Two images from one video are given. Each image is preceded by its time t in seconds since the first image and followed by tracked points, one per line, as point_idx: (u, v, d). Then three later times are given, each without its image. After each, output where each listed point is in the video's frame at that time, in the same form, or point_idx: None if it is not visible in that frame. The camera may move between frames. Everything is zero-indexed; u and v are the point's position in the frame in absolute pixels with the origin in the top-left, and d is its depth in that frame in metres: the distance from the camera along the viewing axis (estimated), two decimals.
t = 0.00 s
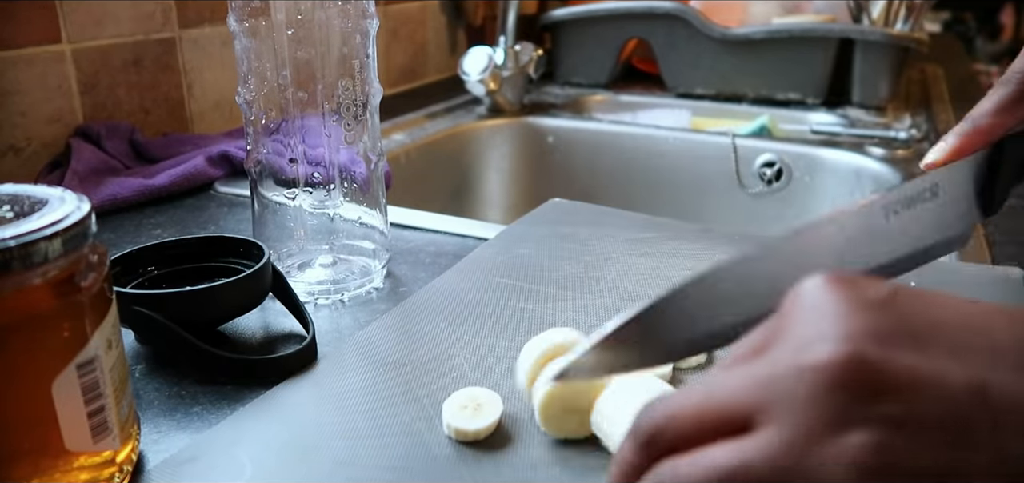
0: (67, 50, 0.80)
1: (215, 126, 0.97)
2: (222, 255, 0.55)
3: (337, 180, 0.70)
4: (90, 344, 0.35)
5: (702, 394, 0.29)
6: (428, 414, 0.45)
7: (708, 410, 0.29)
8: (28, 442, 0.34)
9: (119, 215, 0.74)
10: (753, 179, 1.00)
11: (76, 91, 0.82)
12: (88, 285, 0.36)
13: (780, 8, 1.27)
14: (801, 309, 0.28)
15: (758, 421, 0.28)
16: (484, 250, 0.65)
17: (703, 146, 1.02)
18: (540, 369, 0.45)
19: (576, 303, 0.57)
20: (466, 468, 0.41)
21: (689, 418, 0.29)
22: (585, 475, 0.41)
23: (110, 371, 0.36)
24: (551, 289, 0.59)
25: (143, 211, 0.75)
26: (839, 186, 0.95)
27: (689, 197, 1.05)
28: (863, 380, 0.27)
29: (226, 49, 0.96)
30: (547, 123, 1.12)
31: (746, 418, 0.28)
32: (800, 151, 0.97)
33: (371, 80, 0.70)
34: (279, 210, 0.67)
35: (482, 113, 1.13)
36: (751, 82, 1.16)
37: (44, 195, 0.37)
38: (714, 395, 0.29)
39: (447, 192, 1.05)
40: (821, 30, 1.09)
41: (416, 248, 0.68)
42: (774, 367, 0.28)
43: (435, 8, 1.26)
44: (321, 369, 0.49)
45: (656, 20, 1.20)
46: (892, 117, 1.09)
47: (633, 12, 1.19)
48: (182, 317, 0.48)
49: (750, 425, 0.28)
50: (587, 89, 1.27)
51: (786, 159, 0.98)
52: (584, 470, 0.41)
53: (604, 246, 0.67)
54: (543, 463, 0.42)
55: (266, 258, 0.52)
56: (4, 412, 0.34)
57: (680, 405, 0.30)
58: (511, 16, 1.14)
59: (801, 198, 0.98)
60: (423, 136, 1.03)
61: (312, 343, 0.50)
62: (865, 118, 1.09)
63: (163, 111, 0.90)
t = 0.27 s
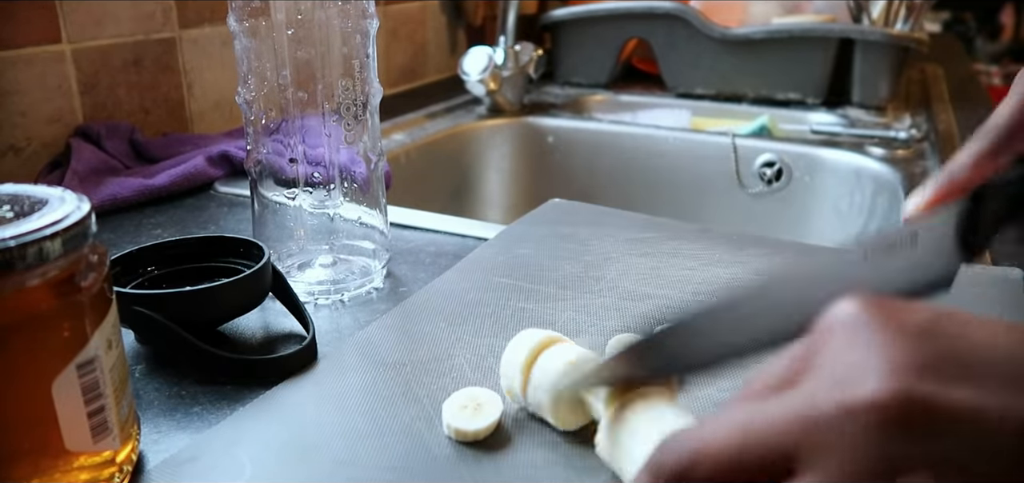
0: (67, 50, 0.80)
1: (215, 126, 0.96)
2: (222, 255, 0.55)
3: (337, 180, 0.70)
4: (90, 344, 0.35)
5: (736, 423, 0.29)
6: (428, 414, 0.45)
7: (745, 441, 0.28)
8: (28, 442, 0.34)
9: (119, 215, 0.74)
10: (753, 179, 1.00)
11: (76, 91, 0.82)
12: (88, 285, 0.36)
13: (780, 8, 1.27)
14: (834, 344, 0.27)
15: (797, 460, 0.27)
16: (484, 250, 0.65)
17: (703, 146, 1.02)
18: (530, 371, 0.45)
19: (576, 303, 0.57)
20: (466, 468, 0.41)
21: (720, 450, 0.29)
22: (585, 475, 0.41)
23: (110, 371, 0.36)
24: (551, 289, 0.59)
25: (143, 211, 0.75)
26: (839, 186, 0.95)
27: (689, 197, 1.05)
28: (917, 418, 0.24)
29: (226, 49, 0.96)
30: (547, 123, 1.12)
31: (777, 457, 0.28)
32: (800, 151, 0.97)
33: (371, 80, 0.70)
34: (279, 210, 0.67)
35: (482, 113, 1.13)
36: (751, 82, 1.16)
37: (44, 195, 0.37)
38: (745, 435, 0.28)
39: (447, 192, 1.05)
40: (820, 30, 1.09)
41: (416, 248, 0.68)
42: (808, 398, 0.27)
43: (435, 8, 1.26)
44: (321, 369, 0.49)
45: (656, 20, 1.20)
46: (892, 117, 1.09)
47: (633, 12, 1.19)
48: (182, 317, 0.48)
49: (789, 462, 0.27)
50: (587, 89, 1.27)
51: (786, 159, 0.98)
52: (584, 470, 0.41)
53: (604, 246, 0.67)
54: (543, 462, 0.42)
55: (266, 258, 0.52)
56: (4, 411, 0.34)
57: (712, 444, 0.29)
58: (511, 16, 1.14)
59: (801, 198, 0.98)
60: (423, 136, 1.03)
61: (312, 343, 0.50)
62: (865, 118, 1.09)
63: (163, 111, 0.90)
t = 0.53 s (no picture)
0: (67, 50, 0.80)
1: (215, 126, 0.96)
2: (222, 255, 0.55)
3: (337, 180, 0.70)
4: (90, 344, 0.35)
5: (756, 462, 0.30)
6: (428, 414, 0.45)
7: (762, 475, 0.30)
8: (28, 442, 0.34)
9: (119, 215, 0.74)
10: (753, 179, 1.00)
11: (76, 91, 0.82)
12: (88, 285, 0.36)
13: (780, 8, 1.27)
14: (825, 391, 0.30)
15: None
16: (484, 250, 0.65)
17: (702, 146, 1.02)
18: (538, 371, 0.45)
19: (576, 303, 0.57)
20: (466, 467, 0.41)
21: None
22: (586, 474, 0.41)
23: (110, 371, 0.36)
24: (550, 289, 0.59)
25: (143, 211, 0.75)
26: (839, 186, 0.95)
27: (689, 197, 1.05)
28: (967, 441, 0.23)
29: (226, 50, 0.96)
30: (547, 123, 1.12)
31: None
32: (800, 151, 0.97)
33: (371, 80, 0.70)
34: (279, 211, 0.67)
35: (482, 113, 1.13)
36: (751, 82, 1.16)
37: (44, 195, 0.37)
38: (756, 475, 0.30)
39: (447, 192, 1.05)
40: (820, 30, 1.09)
41: (416, 248, 0.68)
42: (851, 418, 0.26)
43: (435, 8, 1.26)
44: (321, 369, 0.49)
45: (656, 20, 1.20)
46: (892, 117, 1.09)
47: (633, 12, 1.19)
48: (182, 317, 0.48)
49: None
50: (587, 90, 1.27)
51: (786, 159, 0.98)
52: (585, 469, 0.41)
53: (604, 246, 0.67)
54: (543, 461, 0.42)
55: (266, 258, 0.52)
56: (4, 411, 0.34)
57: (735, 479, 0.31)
58: (511, 16, 1.14)
59: (801, 198, 0.97)
60: (423, 136, 1.03)
61: (312, 343, 0.50)
62: (865, 118, 1.09)
63: (163, 112, 0.90)
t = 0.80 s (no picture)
0: (67, 50, 0.80)
1: (215, 126, 0.97)
2: (222, 255, 0.55)
3: (337, 180, 0.70)
4: (89, 344, 0.35)
5: None
6: (428, 414, 0.45)
7: None
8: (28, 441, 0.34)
9: (119, 214, 0.74)
10: (754, 180, 1.01)
11: (76, 91, 0.82)
12: (88, 285, 0.36)
13: (780, 8, 1.28)
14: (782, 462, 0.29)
15: None
16: (484, 250, 0.65)
17: (702, 146, 1.02)
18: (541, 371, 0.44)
19: (576, 303, 0.57)
20: (466, 468, 0.41)
21: None
22: (585, 474, 0.41)
23: (109, 370, 0.36)
24: (550, 288, 0.59)
25: (143, 211, 0.75)
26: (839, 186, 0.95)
27: (689, 197, 1.05)
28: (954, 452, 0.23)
29: (226, 50, 0.96)
30: (548, 123, 1.12)
31: None
32: (800, 152, 0.97)
33: (371, 79, 0.69)
34: (279, 211, 0.67)
35: (482, 113, 1.13)
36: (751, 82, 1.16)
37: (43, 195, 0.37)
38: None
39: (447, 192, 1.05)
40: (821, 30, 1.09)
41: (416, 248, 0.68)
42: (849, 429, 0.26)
43: (435, 8, 1.26)
44: (321, 369, 0.49)
45: (656, 20, 1.20)
46: (892, 117, 1.09)
47: (633, 12, 1.19)
48: (182, 317, 0.48)
49: None
50: (587, 89, 1.27)
51: (786, 159, 0.98)
52: (586, 469, 0.41)
53: (603, 245, 0.67)
54: (542, 461, 0.42)
55: (266, 258, 0.52)
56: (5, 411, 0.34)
57: None
58: (511, 16, 1.14)
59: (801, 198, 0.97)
60: (423, 136, 1.03)
61: (312, 343, 0.50)
62: (865, 118, 1.09)
63: (163, 111, 0.90)
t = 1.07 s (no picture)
0: (67, 50, 0.80)
1: (215, 126, 0.97)
2: (222, 255, 0.55)
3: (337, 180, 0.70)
4: (89, 344, 0.35)
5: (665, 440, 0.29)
6: (427, 414, 0.45)
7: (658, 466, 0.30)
8: (28, 441, 0.34)
9: (119, 214, 0.74)
10: (754, 180, 1.00)
11: (76, 90, 0.82)
12: (88, 284, 0.36)
13: (780, 8, 1.28)
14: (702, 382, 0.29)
15: None
16: (485, 251, 0.65)
17: (703, 146, 1.02)
18: (525, 354, 0.46)
19: (576, 304, 0.57)
20: (466, 468, 0.41)
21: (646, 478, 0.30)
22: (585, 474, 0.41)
23: (110, 370, 0.36)
24: (550, 288, 0.59)
25: (143, 211, 0.75)
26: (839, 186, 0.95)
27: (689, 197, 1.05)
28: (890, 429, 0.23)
29: (226, 49, 0.96)
30: (548, 123, 1.12)
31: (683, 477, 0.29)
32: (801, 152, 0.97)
33: (371, 80, 0.70)
34: (279, 210, 0.67)
35: (482, 113, 1.13)
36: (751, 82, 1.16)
37: (44, 194, 0.37)
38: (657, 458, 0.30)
39: (447, 192, 1.05)
40: (821, 30, 1.09)
41: (416, 248, 0.68)
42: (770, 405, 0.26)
43: (435, 8, 1.26)
44: (321, 369, 0.49)
45: (656, 20, 1.20)
46: (892, 117, 1.09)
47: (633, 12, 1.19)
48: (182, 316, 0.48)
49: None
50: (587, 90, 1.27)
51: (787, 159, 0.98)
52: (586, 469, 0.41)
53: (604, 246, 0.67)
54: (542, 461, 0.42)
55: (266, 258, 0.52)
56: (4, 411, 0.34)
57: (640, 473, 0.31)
58: (511, 16, 1.14)
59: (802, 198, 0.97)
60: (423, 136, 1.03)
61: (312, 343, 0.50)
62: (865, 118, 1.09)
63: (163, 111, 0.90)
